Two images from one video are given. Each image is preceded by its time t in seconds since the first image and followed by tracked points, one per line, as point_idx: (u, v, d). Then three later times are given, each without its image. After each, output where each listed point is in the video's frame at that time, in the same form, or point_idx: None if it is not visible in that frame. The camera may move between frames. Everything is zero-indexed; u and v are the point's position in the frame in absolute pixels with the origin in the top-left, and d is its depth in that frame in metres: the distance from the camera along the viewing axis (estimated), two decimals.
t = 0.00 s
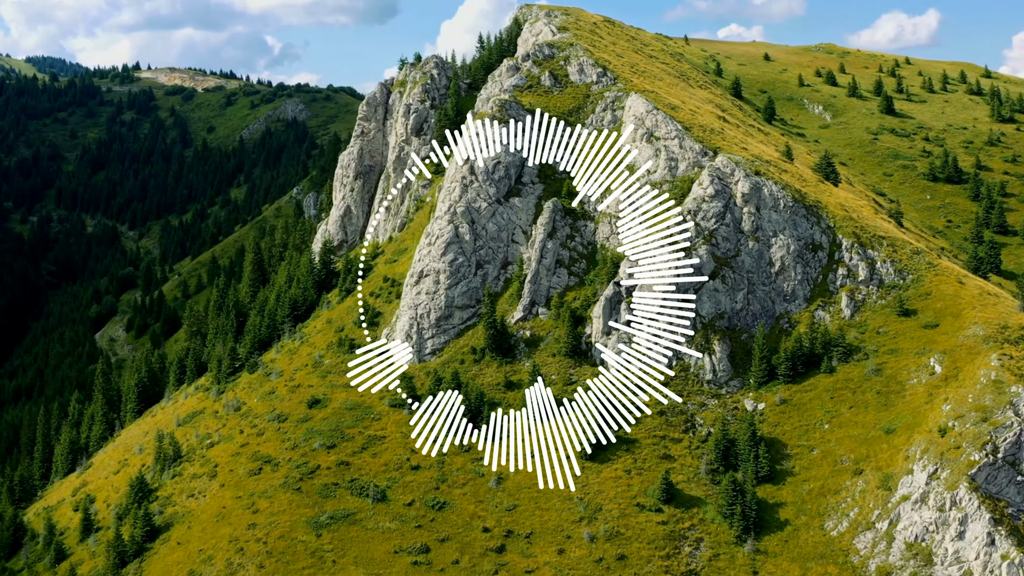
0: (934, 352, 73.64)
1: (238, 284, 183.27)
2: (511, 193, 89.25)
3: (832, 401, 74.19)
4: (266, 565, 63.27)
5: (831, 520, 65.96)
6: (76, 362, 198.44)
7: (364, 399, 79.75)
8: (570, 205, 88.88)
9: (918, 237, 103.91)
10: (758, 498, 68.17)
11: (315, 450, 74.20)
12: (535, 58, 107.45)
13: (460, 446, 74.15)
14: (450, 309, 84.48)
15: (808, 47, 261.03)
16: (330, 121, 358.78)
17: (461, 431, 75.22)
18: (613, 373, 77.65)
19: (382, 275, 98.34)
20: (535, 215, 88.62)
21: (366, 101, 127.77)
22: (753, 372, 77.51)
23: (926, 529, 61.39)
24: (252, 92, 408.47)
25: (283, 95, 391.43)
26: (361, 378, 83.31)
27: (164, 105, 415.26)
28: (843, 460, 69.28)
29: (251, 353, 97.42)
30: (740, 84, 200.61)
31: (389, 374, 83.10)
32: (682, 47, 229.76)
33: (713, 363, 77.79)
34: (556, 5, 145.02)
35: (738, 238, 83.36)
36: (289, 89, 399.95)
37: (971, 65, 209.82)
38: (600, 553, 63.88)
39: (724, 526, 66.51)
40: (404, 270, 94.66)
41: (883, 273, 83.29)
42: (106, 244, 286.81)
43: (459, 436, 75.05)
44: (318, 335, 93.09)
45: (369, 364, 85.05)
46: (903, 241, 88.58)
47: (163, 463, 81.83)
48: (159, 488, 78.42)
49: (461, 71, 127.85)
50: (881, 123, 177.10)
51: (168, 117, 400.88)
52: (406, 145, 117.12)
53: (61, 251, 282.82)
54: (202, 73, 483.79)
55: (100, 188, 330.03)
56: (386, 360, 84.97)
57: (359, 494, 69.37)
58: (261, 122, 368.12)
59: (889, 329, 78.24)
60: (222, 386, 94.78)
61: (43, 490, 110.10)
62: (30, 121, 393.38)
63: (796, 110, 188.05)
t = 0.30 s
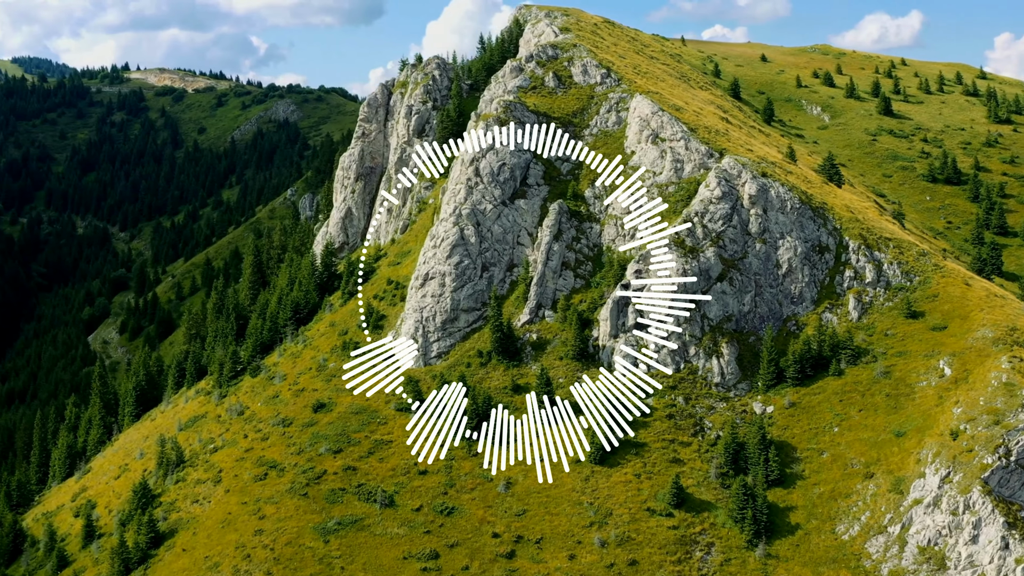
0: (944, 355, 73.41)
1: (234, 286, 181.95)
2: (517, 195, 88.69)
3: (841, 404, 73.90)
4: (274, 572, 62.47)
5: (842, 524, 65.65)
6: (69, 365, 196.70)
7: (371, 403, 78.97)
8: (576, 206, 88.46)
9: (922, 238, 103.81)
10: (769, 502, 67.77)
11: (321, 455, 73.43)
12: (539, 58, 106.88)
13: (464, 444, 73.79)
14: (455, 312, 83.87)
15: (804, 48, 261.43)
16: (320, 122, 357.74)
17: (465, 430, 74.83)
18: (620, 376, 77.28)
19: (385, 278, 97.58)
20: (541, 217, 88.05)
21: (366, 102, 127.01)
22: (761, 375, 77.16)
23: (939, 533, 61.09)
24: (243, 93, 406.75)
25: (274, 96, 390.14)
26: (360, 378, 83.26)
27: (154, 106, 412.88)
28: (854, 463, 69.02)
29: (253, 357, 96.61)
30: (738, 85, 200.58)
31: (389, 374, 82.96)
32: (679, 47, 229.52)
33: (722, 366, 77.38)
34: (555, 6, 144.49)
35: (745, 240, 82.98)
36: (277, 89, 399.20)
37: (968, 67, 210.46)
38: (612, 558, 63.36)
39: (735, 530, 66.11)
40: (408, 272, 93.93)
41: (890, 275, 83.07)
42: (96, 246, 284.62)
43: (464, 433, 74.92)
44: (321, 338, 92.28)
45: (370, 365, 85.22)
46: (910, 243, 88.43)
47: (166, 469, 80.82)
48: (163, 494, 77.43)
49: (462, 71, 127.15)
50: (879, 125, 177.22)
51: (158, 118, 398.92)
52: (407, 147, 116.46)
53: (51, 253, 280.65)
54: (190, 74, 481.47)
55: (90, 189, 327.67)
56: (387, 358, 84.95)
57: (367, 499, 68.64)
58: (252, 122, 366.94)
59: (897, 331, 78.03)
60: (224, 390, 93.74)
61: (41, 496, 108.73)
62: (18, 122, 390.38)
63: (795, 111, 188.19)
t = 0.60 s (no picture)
0: (953, 357, 73.08)
1: (229, 288, 180.33)
2: (521, 196, 87.93)
3: (850, 407, 73.48)
4: None
5: (854, 528, 65.18)
6: (61, 368, 194.63)
7: (376, 408, 78.01)
8: (581, 208, 87.82)
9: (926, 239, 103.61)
10: (780, 506, 67.26)
11: (326, 460, 72.46)
12: (542, 59, 106.15)
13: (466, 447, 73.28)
14: (460, 315, 83.08)
15: (799, 48, 261.83)
16: (311, 123, 356.42)
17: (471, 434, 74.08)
18: (629, 379, 76.54)
19: (387, 280, 96.63)
20: (546, 219, 87.27)
21: (366, 103, 125.97)
22: (769, 378, 76.64)
23: (952, 537, 60.64)
24: (231, 94, 405.20)
25: (263, 96, 388.49)
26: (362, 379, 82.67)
27: (141, 106, 409.97)
28: (864, 467, 68.59)
29: (254, 360, 95.64)
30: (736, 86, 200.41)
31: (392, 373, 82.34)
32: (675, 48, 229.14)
33: (730, 369, 76.83)
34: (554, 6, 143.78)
35: (753, 241, 82.45)
36: (267, 90, 397.57)
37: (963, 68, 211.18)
38: (623, 564, 62.74)
39: (746, 535, 65.55)
40: (411, 275, 93.03)
41: (897, 277, 82.74)
42: (85, 248, 282.27)
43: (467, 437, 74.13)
44: (324, 341, 91.26)
45: (371, 364, 84.31)
46: (915, 245, 88.19)
47: (167, 474, 79.57)
48: (164, 500, 76.25)
49: (463, 72, 126.33)
50: (878, 125, 177.32)
51: (146, 118, 395.95)
52: (408, 148, 115.51)
53: (38, 254, 277.74)
54: (179, 74, 478.62)
55: (77, 190, 324.86)
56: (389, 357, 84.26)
57: (374, 505, 67.76)
58: (241, 123, 365.81)
59: (905, 334, 77.69)
60: (225, 395, 92.54)
61: (37, 502, 107.11)
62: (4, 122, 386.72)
63: (793, 112, 188.20)
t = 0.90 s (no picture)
0: (962, 360, 72.87)
1: (225, 290, 178.73)
2: (526, 198, 87.29)
3: (859, 410, 73.13)
4: None
5: (865, 532, 64.81)
6: (54, 370, 192.68)
7: (381, 412, 77.14)
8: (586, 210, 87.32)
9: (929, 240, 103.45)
10: (790, 511, 66.76)
11: (332, 465, 71.56)
12: (545, 59, 105.50)
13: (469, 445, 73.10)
14: (466, 318, 82.36)
15: (795, 49, 262.32)
16: (303, 124, 355.29)
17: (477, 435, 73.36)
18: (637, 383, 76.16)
19: (391, 283, 95.75)
20: (551, 221, 86.61)
21: (367, 104, 125.08)
22: (778, 381, 76.19)
23: (966, 541, 60.27)
24: (221, 94, 403.57)
25: (255, 96, 386.86)
26: (364, 382, 82.13)
27: (130, 107, 407.19)
28: (875, 470, 68.26)
29: (256, 363, 94.65)
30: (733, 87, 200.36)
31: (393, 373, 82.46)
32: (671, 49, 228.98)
33: (738, 372, 76.36)
34: (553, 6, 143.20)
35: (760, 244, 82.00)
36: (256, 91, 395.89)
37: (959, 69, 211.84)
38: (635, 569, 62.14)
39: (758, 539, 65.01)
40: (415, 277, 92.19)
41: (904, 279, 82.48)
42: (75, 249, 279.87)
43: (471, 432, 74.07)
44: (326, 345, 90.29)
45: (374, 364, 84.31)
46: (921, 246, 88.04)
47: (170, 480, 78.40)
48: (168, 506, 75.13)
49: (464, 73, 125.55)
50: (876, 126, 177.56)
51: (136, 119, 393.38)
52: (409, 149, 114.61)
53: (28, 256, 274.92)
54: (167, 74, 475.88)
55: (67, 191, 322.31)
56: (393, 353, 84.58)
57: (381, 510, 66.95)
58: (231, 123, 364.12)
59: (913, 336, 77.42)
60: (227, 398, 91.34)
61: (33, 507, 105.58)
62: None
63: (791, 113, 188.25)
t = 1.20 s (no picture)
0: (974, 363, 72.25)
1: (220, 292, 177.02)
2: (531, 199, 86.28)
3: (871, 413, 72.46)
4: None
5: (879, 538, 64.05)
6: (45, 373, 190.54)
7: (386, 417, 76.05)
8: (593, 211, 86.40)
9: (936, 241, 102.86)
10: (803, 516, 65.97)
11: (338, 472, 70.46)
12: (549, 59, 104.51)
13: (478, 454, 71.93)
14: (471, 321, 81.33)
15: (792, 49, 262.14)
16: (291, 123, 354.32)
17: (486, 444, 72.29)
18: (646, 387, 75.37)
19: (394, 286, 94.58)
20: (556, 222, 85.57)
21: (367, 104, 123.84)
22: (788, 385, 75.43)
23: (981, 547, 59.28)
24: (207, 94, 402.74)
25: (244, 96, 384.71)
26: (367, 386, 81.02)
27: (116, 106, 404.67)
28: (888, 475, 67.57)
29: (257, 367, 93.35)
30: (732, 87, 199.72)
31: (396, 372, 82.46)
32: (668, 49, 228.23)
33: (748, 375, 75.58)
34: (552, 5, 142.16)
35: (768, 245, 81.18)
36: (245, 90, 394.17)
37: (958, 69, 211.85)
38: None
39: (770, 545, 64.15)
40: (418, 280, 91.06)
41: (913, 280, 81.84)
42: (62, 251, 278.33)
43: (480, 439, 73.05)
44: (329, 348, 89.10)
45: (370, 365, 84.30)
46: (930, 248, 87.45)
47: (171, 486, 77.01)
48: (169, 513, 73.78)
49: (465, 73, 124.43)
50: (876, 126, 177.05)
51: (122, 119, 390.89)
52: (411, 149, 113.30)
53: (15, 257, 272.10)
54: (155, 74, 473.67)
55: (53, 192, 319.78)
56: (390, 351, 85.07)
57: (389, 518, 65.89)
58: (220, 123, 362.43)
59: (924, 338, 76.77)
60: (227, 403, 89.93)
61: (28, 513, 103.91)
62: None
63: (790, 113, 187.72)
